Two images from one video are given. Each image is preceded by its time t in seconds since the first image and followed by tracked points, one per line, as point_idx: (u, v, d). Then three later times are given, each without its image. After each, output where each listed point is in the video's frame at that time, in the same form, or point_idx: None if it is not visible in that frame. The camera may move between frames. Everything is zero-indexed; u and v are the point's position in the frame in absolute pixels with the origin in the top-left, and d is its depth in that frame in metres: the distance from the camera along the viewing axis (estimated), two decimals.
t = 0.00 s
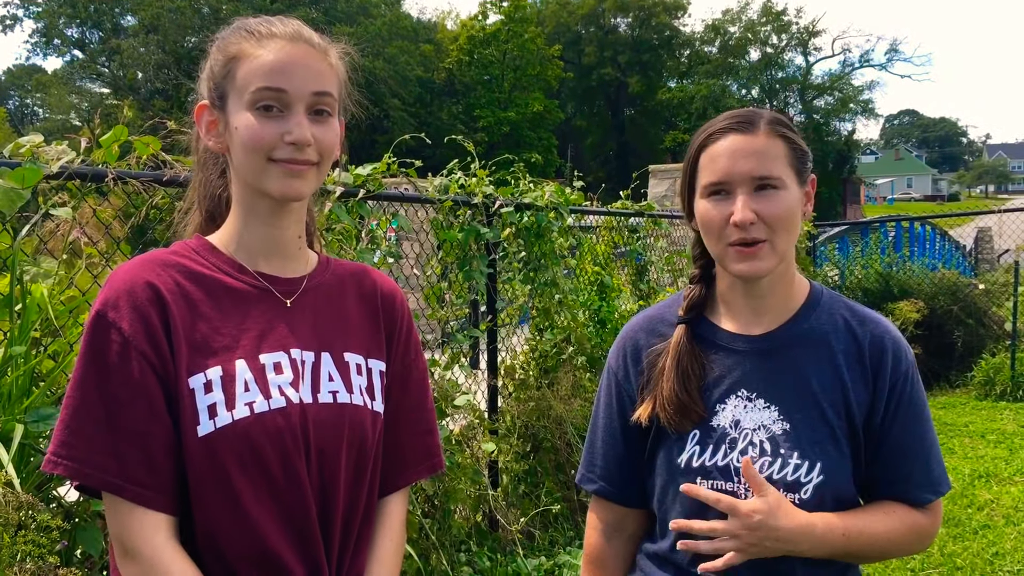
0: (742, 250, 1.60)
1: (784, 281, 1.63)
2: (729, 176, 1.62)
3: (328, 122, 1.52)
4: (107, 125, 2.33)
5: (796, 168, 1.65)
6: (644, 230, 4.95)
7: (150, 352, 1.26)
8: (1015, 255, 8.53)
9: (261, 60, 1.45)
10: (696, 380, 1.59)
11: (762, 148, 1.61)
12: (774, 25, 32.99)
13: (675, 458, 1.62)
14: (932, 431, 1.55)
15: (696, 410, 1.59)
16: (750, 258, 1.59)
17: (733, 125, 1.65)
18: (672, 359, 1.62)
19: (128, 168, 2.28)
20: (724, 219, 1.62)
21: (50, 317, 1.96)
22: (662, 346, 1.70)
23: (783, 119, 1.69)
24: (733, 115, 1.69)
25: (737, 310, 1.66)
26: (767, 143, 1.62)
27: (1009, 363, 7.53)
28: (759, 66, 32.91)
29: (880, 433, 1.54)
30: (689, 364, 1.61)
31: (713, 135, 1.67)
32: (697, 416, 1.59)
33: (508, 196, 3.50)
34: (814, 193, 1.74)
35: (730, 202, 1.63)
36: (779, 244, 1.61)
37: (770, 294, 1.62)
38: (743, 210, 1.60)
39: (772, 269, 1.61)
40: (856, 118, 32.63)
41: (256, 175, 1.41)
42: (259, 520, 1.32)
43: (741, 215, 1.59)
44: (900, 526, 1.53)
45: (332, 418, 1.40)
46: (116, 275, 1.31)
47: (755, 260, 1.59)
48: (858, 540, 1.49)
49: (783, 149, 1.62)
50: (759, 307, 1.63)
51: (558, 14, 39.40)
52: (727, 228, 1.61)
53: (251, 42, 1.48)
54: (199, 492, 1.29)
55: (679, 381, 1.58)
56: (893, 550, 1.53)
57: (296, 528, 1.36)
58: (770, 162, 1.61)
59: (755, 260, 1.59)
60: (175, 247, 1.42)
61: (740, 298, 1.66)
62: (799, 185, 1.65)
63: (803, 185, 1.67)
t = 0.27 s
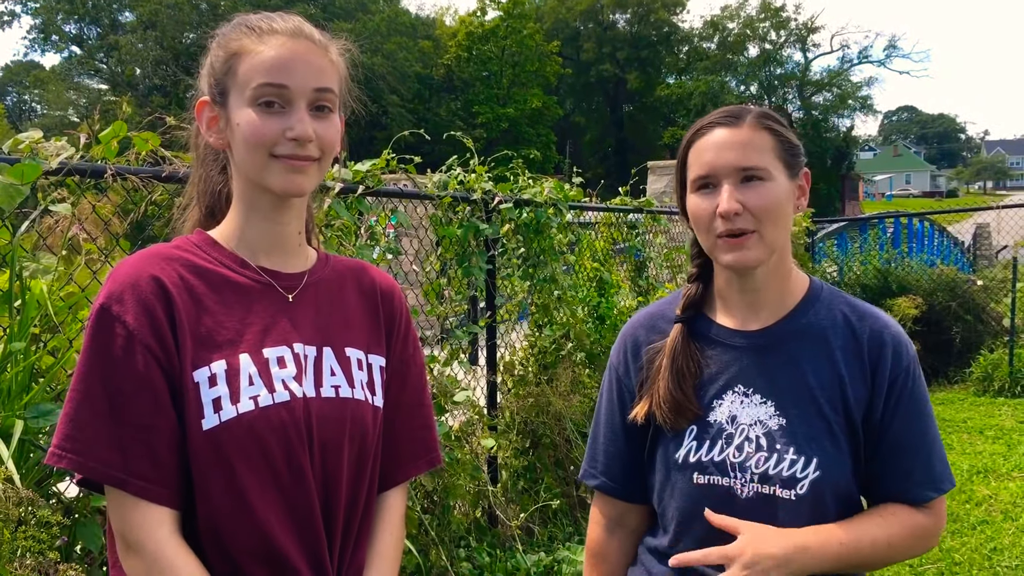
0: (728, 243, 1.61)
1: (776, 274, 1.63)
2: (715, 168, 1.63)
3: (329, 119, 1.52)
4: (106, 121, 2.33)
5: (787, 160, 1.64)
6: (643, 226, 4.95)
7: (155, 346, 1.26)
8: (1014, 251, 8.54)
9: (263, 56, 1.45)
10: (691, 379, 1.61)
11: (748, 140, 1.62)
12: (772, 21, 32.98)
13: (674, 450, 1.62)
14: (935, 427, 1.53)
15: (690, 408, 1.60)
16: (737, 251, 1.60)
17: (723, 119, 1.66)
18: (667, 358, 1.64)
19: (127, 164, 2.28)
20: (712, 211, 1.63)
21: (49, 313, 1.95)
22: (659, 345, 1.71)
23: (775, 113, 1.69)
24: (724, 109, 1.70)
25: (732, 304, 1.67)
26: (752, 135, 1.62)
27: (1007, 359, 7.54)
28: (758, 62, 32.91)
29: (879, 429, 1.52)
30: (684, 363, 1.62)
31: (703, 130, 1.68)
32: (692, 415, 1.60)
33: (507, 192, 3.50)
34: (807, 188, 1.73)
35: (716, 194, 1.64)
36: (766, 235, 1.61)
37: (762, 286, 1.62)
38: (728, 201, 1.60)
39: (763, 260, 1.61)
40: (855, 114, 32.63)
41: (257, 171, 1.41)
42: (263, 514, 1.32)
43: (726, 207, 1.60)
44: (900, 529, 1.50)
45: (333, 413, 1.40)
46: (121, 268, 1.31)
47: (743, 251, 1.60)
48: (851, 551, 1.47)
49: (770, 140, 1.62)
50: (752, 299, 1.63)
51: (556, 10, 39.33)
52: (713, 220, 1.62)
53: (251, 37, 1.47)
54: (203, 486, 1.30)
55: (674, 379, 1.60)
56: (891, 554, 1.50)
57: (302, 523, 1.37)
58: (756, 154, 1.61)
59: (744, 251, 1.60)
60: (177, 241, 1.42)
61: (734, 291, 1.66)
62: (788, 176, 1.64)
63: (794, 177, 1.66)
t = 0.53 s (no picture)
0: (715, 238, 1.65)
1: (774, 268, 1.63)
2: (706, 165, 1.67)
3: (334, 114, 1.53)
4: (105, 117, 2.32)
5: (786, 157, 1.61)
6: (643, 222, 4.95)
7: (156, 342, 1.26)
8: (1014, 248, 8.54)
9: (268, 51, 1.44)
10: (695, 355, 1.69)
11: (739, 137, 1.63)
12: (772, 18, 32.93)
13: (679, 437, 1.68)
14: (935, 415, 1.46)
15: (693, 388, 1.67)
16: (721, 246, 1.64)
17: (727, 114, 1.68)
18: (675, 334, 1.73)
19: (126, 160, 2.28)
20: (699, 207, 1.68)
21: (50, 309, 1.95)
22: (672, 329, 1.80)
23: (786, 109, 1.66)
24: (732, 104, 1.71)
25: (744, 296, 1.69)
26: (745, 132, 1.63)
27: (1007, 355, 7.55)
28: (758, 59, 32.89)
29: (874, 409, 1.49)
30: (691, 338, 1.70)
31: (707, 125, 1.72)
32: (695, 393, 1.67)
33: (507, 189, 3.50)
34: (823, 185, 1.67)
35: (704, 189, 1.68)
36: (751, 233, 1.61)
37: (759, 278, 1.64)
38: (710, 198, 1.64)
39: (748, 256, 1.63)
40: (854, 111, 32.61)
41: (266, 166, 1.41)
42: (266, 509, 1.32)
43: (708, 204, 1.64)
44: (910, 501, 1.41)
45: (334, 407, 1.41)
46: (120, 265, 1.31)
47: (726, 247, 1.63)
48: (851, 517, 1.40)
49: (764, 138, 1.62)
50: (753, 287, 1.67)
51: (555, 6, 39.26)
52: (700, 216, 1.67)
53: (255, 32, 1.47)
54: (206, 482, 1.30)
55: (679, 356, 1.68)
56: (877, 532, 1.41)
57: (303, 518, 1.37)
58: (744, 152, 1.62)
59: (726, 247, 1.63)
60: (176, 239, 1.42)
61: (738, 279, 1.70)
62: (787, 174, 1.62)
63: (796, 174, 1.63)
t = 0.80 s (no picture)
0: (727, 243, 1.67)
1: (785, 271, 1.63)
2: (717, 172, 1.68)
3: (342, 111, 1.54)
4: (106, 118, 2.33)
5: (795, 162, 1.61)
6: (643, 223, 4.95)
7: (149, 345, 1.26)
8: (1013, 248, 8.54)
9: (278, 52, 1.44)
10: (710, 355, 1.73)
11: (750, 145, 1.62)
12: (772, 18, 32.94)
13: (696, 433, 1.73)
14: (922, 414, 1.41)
15: (707, 387, 1.72)
16: (732, 251, 1.66)
17: (740, 118, 1.68)
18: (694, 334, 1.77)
19: (127, 161, 2.28)
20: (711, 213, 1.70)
21: (50, 309, 1.95)
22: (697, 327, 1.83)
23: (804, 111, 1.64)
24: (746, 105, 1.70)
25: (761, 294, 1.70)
26: (755, 141, 1.62)
27: (1006, 356, 7.55)
28: (757, 59, 32.93)
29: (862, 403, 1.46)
30: (708, 339, 1.74)
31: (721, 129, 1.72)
32: (709, 391, 1.73)
33: (507, 189, 3.50)
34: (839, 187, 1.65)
35: (717, 196, 1.69)
36: (758, 241, 1.62)
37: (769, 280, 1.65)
38: (722, 206, 1.66)
39: (756, 263, 1.64)
40: (854, 112, 32.63)
41: (283, 166, 1.42)
42: (263, 509, 1.32)
43: (720, 212, 1.66)
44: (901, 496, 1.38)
45: (332, 407, 1.41)
46: (115, 268, 1.30)
47: (734, 254, 1.66)
48: (833, 526, 1.37)
49: (774, 146, 1.60)
50: (764, 288, 1.68)
51: (555, 7, 39.24)
52: (713, 222, 1.69)
53: (262, 33, 1.45)
54: (204, 484, 1.30)
55: (695, 357, 1.74)
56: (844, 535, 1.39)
57: (301, 519, 1.37)
58: (754, 161, 1.61)
59: (733, 254, 1.66)
60: (173, 241, 1.42)
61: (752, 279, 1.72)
62: (797, 180, 1.61)
63: (807, 177, 1.61)
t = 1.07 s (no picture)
0: (741, 245, 1.61)
1: (791, 278, 1.61)
2: (742, 168, 1.61)
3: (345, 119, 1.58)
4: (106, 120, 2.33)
5: (819, 169, 1.60)
6: (642, 225, 4.96)
7: (144, 351, 1.25)
8: (1011, 251, 8.56)
9: (303, 61, 1.45)
10: (704, 372, 1.67)
11: (782, 146, 1.58)
12: (771, 21, 32.99)
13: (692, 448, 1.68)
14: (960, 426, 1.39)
15: (702, 403, 1.65)
16: (747, 254, 1.60)
17: (762, 118, 1.62)
18: (684, 352, 1.71)
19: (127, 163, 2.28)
20: (728, 212, 1.63)
21: (50, 312, 1.95)
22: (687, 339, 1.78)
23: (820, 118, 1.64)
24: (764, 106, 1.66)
25: (753, 302, 1.68)
26: (787, 141, 1.58)
27: (1005, 358, 7.56)
28: (756, 62, 33.01)
29: (885, 422, 1.43)
30: (700, 355, 1.69)
31: (739, 126, 1.67)
32: (703, 408, 1.65)
33: (507, 192, 3.51)
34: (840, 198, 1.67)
35: (738, 195, 1.62)
36: (778, 245, 1.58)
37: (775, 286, 1.62)
38: (746, 206, 1.59)
39: (769, 268, 1.60)
40: (853, 114, 32.68)
41: (307, 174, 1.45)
42: (262, 512, 1.32)
43: (744, 211, 1.59)
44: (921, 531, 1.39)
45: (331, 408, 1.41)
46: (109, 275, 1.30)
47: (751, 257, 1.60)
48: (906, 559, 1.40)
49: (803, 150, 1.58)
50: (762, 297, 1.65)
51: (554, 9, 39.27)
52: (729, 221, 1.62)
53: (284, 42, 1.46)
54: (202, 489, 1.29)
55: (685, 372, 1.68)
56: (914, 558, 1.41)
57: (302, 520, 1.37)
58: (786, 162, 1.57)
59: (750, 257, 1.60)
60: (164, 247, 1.41)
61: (748, 287, 1.67)
62: (818, 187, 1.60)
63: (826, 187, 1.62)
